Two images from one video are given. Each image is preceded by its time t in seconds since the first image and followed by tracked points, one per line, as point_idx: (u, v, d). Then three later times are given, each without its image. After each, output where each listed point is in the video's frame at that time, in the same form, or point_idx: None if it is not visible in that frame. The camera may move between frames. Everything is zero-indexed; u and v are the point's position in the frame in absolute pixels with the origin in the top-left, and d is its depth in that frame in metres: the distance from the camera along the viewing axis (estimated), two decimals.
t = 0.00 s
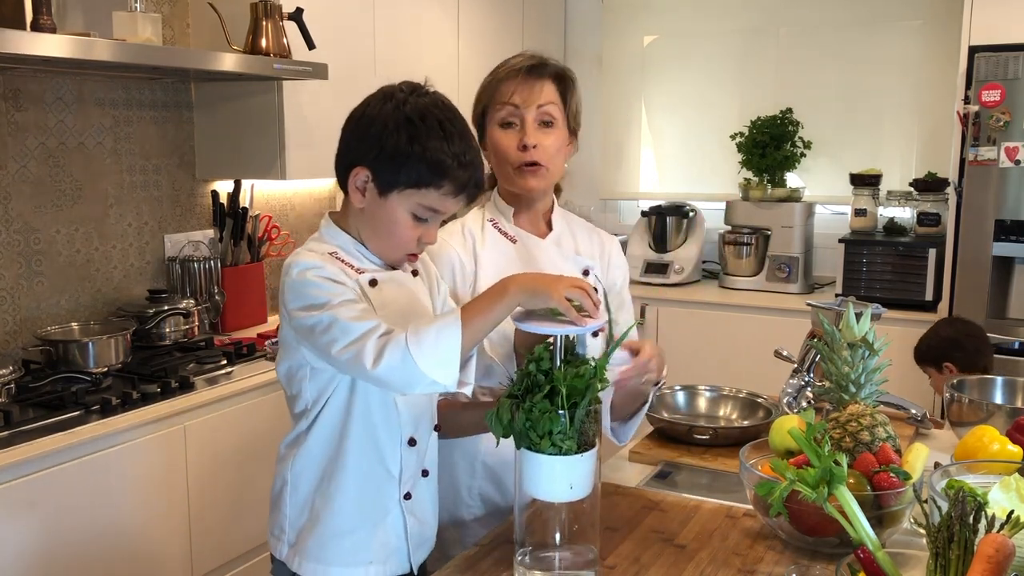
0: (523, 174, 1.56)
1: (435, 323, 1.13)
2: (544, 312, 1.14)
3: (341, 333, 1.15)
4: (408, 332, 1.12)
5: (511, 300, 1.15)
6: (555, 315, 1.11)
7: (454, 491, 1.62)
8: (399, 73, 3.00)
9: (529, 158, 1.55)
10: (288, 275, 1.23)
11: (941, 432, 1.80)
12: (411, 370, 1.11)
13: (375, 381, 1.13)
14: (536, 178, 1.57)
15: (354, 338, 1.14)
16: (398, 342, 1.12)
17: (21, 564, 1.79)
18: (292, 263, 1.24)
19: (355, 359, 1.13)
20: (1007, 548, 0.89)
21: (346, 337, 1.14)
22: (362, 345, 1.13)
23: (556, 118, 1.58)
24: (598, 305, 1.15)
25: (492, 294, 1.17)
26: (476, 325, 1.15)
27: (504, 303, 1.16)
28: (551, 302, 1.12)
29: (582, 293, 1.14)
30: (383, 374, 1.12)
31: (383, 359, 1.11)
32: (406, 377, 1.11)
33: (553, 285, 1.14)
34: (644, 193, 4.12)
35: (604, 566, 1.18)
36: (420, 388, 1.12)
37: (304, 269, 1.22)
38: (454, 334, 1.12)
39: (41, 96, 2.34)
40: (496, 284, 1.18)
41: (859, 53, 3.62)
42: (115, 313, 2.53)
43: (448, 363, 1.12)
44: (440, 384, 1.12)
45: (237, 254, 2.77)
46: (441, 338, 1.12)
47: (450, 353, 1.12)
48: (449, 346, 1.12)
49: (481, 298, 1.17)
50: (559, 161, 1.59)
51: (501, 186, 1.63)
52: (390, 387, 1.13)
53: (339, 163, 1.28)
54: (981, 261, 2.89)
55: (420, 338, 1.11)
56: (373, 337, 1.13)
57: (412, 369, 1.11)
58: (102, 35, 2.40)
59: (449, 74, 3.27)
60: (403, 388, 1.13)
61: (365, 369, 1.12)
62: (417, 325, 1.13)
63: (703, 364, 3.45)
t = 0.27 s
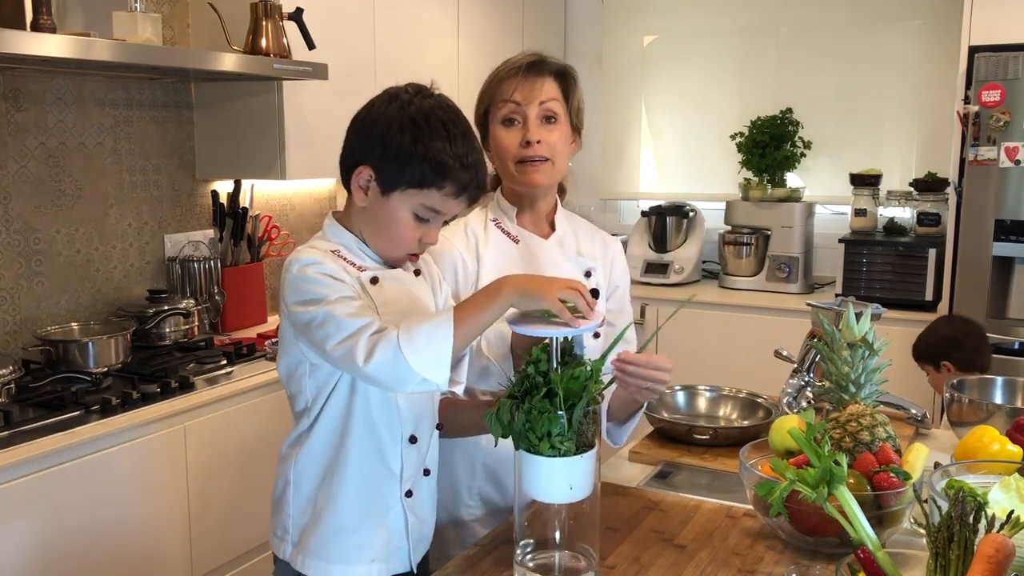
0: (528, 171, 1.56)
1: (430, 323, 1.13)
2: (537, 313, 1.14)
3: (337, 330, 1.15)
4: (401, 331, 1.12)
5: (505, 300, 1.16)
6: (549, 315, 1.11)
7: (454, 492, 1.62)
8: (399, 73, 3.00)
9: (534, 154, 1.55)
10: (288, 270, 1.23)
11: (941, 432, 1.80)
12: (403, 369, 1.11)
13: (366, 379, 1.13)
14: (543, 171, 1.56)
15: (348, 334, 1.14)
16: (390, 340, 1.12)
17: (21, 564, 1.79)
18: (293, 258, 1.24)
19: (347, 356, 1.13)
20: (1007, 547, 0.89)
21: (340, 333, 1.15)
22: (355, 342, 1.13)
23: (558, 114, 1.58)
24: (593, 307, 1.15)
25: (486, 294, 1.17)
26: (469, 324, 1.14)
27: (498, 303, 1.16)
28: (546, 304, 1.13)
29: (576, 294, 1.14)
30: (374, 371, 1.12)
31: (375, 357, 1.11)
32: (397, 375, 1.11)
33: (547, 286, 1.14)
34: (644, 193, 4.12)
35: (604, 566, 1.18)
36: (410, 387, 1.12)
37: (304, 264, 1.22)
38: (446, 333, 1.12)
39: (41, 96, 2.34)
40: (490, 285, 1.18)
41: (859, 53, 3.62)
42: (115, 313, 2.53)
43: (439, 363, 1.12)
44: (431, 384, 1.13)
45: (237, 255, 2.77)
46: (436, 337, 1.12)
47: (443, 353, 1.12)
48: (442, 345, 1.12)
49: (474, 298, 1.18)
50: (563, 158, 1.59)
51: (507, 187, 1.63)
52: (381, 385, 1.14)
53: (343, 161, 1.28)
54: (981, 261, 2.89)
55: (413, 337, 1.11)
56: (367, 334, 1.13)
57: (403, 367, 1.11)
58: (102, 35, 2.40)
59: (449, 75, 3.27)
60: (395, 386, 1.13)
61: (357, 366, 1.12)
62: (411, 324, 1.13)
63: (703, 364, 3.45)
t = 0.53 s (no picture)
0: (536, 179, 1.56)
1: (431, 320, 1.13)
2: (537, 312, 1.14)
3: (338, 326, 1.15)
4: (402, 327, 1.12)
5: (505, 299, 1.15)
6: (549, 315, 1.11)
7: (455, 491, 1.62)
8: (398, 73, 3.00)
9: (542, 163, 1.54)
10: (291, 266, 1.23)
11: (941, 432, 1.80)
12: (403, 366, 1.11)
13: (366, 375, 1.13)
14: (551, 181, 1.56)
15: (348, 331, 1.14)
16: (391, 336, 1.12)
17: (21, 564, 1.79)
18: (296, 255, 1.24)
19: (348, 353, 1.13)
20: (1007, 547, 0.89)
21: (341, 329, 1.15)
22: (356, 338, 1.13)
23: (567, 122, 1.58)
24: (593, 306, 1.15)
25: (487, 292, 1.17)
26: (469, 322, 1.14)
27: (499, 301, 1.16)
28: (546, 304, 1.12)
29: (576, 294, 1.14)
30: (374, 367, 1.12)
31: (375, 353, 1.11)
32: (398, 372, 1.12)
33: (548, 286, 1.14)
34: (644, 193, 4.12)
35: (603, 566, 1.18)
36: (410, 383, 1.12)
37: (307, 261, 1.22)
38: (447, 331, 1.12)
39: (41, 96, 2.34)
40: (491, 283, 1.18)
41: (859, 53, 3.62)
42: (115, 313, 2.53)
43: (440, 360, 1.12)
44: (432, 380, 1.13)
45: (237, 255, 2.77)
46: (437, 334, 1.12)
47: (444, 350, 1.12)
48: (443, 342, 1.12)
49: (475, 295, 1.17)
50: (571, 164, 1.59)
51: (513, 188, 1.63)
52: (381, 381, 1.14)
53: (347, 160, 1.28)
54: (981, 261, 2.89)
55: (414, 334, 1.11)
56: (368, 331, 1.13)
57: (402, 363, 1.11)
58: (102, 36, 2.40)
59: (449, 75, 3.27)
60: (395, 383, 1.13)
61: (357, 362, 1.12)
62: (412, 321, 1.14)
63: (703, 364, 3.45)
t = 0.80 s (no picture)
0: (540, 177, 1.56)
1: (430, 323, 1.13)
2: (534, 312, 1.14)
3: (337, 328, 1.15)
4: (401, 330, 1.12)
5: (503, 299, 1.15)
6: (545, 315, 1.11)
7: (455, 491, 1.62)
8: (398, 74, 3.00)
9: (547, 161, 1.54)
10: (292, 267, 1.23)
11: (941, 432, 1.80)
12: (401, 369, 1.11)
13: (365, 377, 1.13)
14: (555, 178, 1.56)
15: (347, 333, 1.14)
16: (390, 339, 1.12)
17: (21, 563, 1.79)
18: (297, 255, 1.24)
19: (347, 355, 1.13)
20: (1007, 548, 0.89)
21: (340, 332, 1.15)
22: (355, 341, 1.13)
23: (571, 122, 1.58)
24: (591, 304, 1.13)
25: (485, 292, 1.17)
26: (466, 324, 1.14)
27: (496, 302, 1.16)
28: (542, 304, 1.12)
29: (573, 293, 1.13)
30: (373, 370, 1.12)
31: (373, 356, 1.12)
32: (396, 375, 1.12)
33: (545, 286, 1.14)
34: (644, 194, 4.12)
35: (604, 566, 1.18)
36: (408, 386, 1.12)
37: (308, 262, 1.22)
38: (445, 333, 1.12)
39: (41, 96, 2.34)
40: (490, 283, 1.18)
41: (859, 53, 3.62)
42: (115, 313, 2.53)
43: (439, 362, 1.12)
44: (430, 382, 1.13)
45: (237, 255, 2.77)
46: (436, 337, 1.12)
47: (442, 353, 1.12)
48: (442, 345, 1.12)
49: (473, 296, 1.17)
50: (574, 164, 1.59)
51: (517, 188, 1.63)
52: (379, 384, 1.14)
53: (347, 160, 1.28)
54: (981, 261, 2.89)
55: (413, 337, 1.12)
56: (367, 334, 1.13)
57: (400, 367, 1.11)
58: (102, 36, 2.40)
59: (449, 75, 3.27)
60: (394, 386, 1.13)
61: (356, 365, 1.12)
62: (410, 324, 1.14)
63: (703, 363, 3.45)
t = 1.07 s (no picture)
0: (545, 187, 1.56)
1: (428, 323, 1.13)
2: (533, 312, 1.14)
3: (335, 329, 1.15)
4: (399, 331, 1.12)
5: (503, 300, 1.15)
6: (544, 315, 1.11)
7: (456, 490, 1.62)
8: (399, 74, 3.00)
9: (551, 172, 1.54)
10: (290, 267, 1.23)
11: (941, 432, 1.80)
12: (400, 370, 1.11)
13: (363, 378, 1.13)
14: (557, 192, 1.57)
15: (346, 334, 1.14)
16: (388, 340, 1.12)
17: (21, 563, 1.79)
18: (295, 255, 1.24)
19: (345, 356, 1.13)
20: (1007, 547, 0.89)
21: (338, 332, 1.15)
22: (354, 342, 1.13)
23: (576, 130, 1.57)
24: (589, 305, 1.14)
25: (484, 293, 1.17)
26: (465, 325, 1.14)
27: (495, 303, 1.16)
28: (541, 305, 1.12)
29: (572, 294, 1.14)
30: (371, 371, 1.12)
31: (371, 357, 1.12)
32: (395, 375, 1.12)
33: (544, 286, 1.14)
34: (644, 193, 4.12)
35: (604, 566, 1.18)
36: (406, 387, 1.12)
37: (306, 262, 1.22)
38: (444, 334, 1.12)
39: (41, 96, 2.34)
40: (489, 284, 1.18)
41: (859, 53, 3.62)
42: (115, 313, 2.53)
43: (437, 363, 1.12)
44: (429, 384, 1.13)
45: (237, 254, 2.77)
46: (435, 338, 1.12)
47: (440, 355, 1.12)
48: (440, 346, 1.12)
49: (472, 297, 1.17)
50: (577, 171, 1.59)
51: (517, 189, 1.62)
52: (377, 385, 1.14)
53: (345, 160, 1.28)
54: (981, 260, 2.89)
55: (411, 337, 1.11)
56: (365, 335, 1.13)
57: (399, 368, 1.11)
58: (102, 35, 2.40)
59: (450, 76, 3.27)
60: (392, 386, 1.13)
61: (354, 365, 1.12)
62: (408, 325, 1.13)
63: (703, 363, 3.45)
